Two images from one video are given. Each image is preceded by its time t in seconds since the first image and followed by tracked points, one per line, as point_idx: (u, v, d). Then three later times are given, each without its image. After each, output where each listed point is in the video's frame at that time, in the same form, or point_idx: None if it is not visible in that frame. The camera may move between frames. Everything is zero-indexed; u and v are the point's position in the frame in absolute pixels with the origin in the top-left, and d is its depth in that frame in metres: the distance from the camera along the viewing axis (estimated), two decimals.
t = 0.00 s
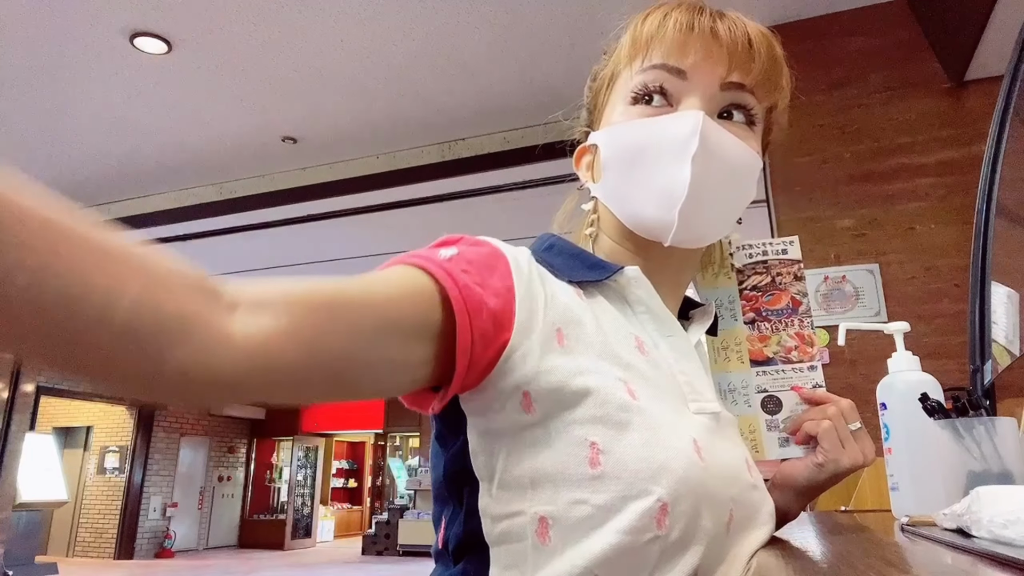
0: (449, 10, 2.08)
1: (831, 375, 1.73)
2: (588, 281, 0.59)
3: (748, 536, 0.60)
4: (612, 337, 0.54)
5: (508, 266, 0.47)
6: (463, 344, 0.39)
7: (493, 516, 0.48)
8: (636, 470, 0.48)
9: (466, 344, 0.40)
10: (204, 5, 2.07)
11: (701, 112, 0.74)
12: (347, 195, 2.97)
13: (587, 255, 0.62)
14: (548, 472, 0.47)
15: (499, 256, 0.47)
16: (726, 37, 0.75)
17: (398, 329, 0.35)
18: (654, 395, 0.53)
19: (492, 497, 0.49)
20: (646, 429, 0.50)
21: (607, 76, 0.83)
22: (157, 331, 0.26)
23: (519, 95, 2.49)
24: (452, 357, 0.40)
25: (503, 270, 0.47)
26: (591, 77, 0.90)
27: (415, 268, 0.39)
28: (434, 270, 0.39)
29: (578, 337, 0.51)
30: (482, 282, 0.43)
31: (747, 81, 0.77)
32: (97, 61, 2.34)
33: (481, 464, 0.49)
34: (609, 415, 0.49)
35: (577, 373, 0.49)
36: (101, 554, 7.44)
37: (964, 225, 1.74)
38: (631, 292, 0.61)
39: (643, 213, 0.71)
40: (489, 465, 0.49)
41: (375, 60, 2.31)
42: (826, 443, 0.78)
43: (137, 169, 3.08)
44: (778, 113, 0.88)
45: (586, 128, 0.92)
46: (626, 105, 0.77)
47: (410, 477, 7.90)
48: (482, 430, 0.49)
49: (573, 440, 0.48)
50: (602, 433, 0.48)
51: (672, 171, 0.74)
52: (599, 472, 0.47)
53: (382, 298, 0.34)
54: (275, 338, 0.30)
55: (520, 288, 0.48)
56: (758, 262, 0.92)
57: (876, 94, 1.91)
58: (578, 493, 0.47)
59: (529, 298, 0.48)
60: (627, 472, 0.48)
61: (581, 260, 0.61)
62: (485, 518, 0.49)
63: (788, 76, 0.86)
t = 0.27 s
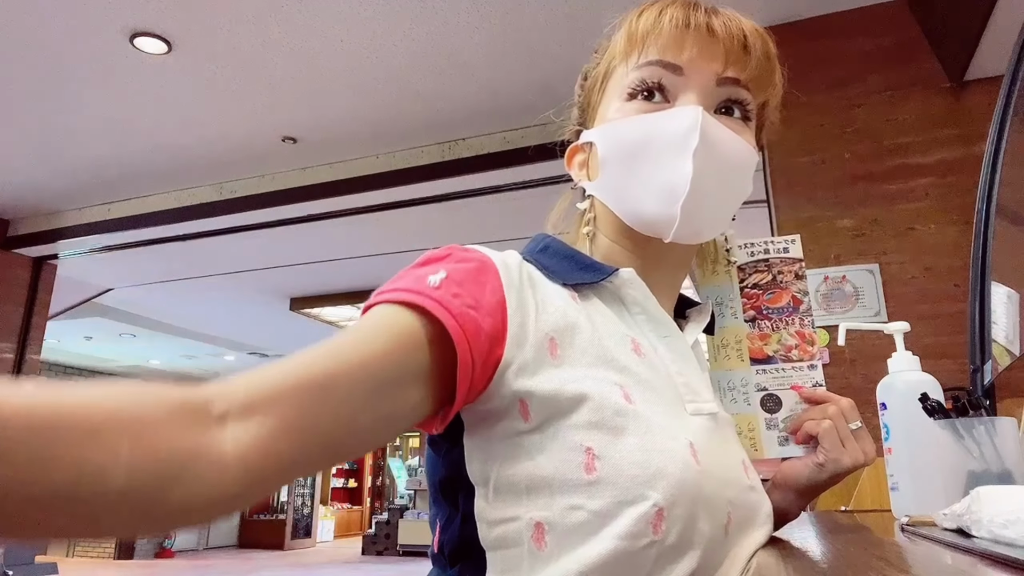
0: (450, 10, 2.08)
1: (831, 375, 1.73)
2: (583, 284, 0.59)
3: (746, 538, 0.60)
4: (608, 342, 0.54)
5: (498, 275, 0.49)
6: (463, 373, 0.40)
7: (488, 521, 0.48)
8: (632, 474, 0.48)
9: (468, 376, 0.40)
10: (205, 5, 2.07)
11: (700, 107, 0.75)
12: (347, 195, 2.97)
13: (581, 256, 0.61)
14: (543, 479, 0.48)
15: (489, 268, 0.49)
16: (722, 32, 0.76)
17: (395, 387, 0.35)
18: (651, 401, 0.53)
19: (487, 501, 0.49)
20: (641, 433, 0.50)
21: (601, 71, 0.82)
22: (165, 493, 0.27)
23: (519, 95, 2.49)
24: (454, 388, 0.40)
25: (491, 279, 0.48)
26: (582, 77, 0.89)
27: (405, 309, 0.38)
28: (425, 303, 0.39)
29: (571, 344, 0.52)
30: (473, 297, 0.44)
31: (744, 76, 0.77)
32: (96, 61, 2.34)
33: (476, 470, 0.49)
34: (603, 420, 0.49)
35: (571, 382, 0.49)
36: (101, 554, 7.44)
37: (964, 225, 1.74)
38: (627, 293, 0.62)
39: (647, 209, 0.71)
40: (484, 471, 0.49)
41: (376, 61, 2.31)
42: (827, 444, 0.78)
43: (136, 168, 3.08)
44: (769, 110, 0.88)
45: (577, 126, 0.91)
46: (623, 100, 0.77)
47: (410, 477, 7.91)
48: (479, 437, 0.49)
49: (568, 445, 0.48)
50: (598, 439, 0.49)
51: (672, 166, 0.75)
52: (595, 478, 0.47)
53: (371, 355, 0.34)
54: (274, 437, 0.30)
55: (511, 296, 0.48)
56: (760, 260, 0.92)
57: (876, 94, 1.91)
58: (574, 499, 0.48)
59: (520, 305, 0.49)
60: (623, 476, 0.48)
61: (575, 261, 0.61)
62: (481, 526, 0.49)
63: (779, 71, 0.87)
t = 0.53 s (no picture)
0: (450, 10, 2.08)
1: (831, 375, 1.73)
2: (579, 283, 0.60)
3: (746, 538, 0.60)
4: (604, 342, 0.56)
5: (491, 276, 0.51)
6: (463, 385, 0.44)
7: (487, 521, 0.50)
8: (629, 473, 0.49)
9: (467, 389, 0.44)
10: (204, 4, 2.07)
11: (691, 104, 0.75)
12: (347, 196, 2.97)
13: (578, 255, 0.62)
14: (541, 478, 0.49)
15: (484, 271, 0.51)
16: (712, 29, 0.76)
17: (393, 417, 0.39)
18: (648, 400, 0.55)
19: (487, 501, 0.51)
20: (638, 433, 0.51)
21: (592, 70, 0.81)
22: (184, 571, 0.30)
23: (519, 95, 2.49)
24: (455, 399, 0.44)
25: (486, 283, 0.50)
26: (574, 79, 0.90)
27: (407, 330, 0.42)
28: (429, 316, 0.43)
29: (567, 346, 0.53)
30: (471, 304, 0.46)
31: (734, 72, 0.77)
32: (96, 61, 2.34)
33: (475, 471, 0.51)
34: (600, 420, 0.51)
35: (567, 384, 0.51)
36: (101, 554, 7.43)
37: (964, 225, 1.74)
38: (626, 292, 0.62)
39: (642, 207, 0.71)
40: (483, 471, 0.51)
41: (376, 61, 2.31)
42: (827, 444, 0.78)
43: (136, 169, 3.07)
44: (762, 106, 0.88)
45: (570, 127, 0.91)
46: (615, 100, 0.77)
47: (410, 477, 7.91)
48: (478, 438, 0.51)
49: (566, 445, 0.50)
50: (595, 438, 0.50)
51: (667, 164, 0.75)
52: (592, 477, 0.49)
53: (366, 394, 0.38)
54: (281, 496, 0.34)
55: (504, 302, 0.50)
56: (761, 259, 0.92)
57: (876, 94, 1.91)
58: (572, 498, 0.49)
59: (514, 308, 0.51)
60: (620, 475, 0.49)
61: (571, 261, 0.62)
62: (481, 525, 0.51)
63: (770, 70, 0.87)
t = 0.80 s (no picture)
0: (450, 10, 2.08)
1: (831, 375, 1.73)
2: (575, 285, 0.61)
3: (745, 539, 0.60)
4: (599, 346, 0.56)
5: (485, 281, 0.52)
6: (455, 395, 0.44)
7: (483, 524, 0.50)
8: (624, 476, 0.50)
9: (460, 398, 0.45)
10: (204, 5, 2.07)
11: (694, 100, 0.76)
12: (347, 196, 2.97)
13: (574, 257, 0.63)
14: (536, 481, 0.49)
15: (478, 276, 0.51)
16: (710, 27, 0.77)
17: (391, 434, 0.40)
18: (643, 402, 0.55)
19: (483, 505, 0.51)
20: (633, 435, 0.52)
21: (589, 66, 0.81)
22: None
23: (519, 95, 2.49)
24: (449, 409, 0.44)
25: (479, 287, 0.50)
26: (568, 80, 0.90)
27: (399, 342, 0.43)
28: (423, 329, 0.43)
29: (562, 348, 0.54)
30: (465, 312, 0.47)
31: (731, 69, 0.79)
32: (96, 61, 2.34)
33: (471, 475, 0.51)
34: (595, 423, 0.51)
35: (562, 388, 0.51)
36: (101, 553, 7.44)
37: (964, 225, 1.74)
38: (621, 294, 0.63)
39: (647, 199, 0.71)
40: (480, 474, 0.51)
41: (376, 61, 2.31)
42: (828, 443, 0.78)
43: (136, 169, 3.07)
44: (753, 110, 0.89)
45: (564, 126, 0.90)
46: (614, 95, 0.77)
47: (410, 477, 7.91)
48: (473, 443, 0.51)
49: (561, 447, 0.50)
50: (589, 441, 0.50)
51: (676, 157, 0.76)
52: (587, 480, 0.49)
53: (364, 414, 0.39)
54: (284, 527, 0.35)
55: (497, 306, 0.51)
56: (759, 257, 0.88)
57: (877, 94, 1.91)
58: (568, 501, 0.49)
59: (507, 314, 0.52)
60: (615, 478, 0.50)
61: (568, 262, 0.63)
62: (476, 530, 0.51)
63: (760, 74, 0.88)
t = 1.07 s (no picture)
0: (450, 10, 2.08)
1: (831, 375, 1.73)
2: (554, 286, 0.63)
3: (728, 538, 0.61)
4: (575, 347, 0.59)
5: (460, 288, 0.55)
6: (434, 403, 0.49)
7: (461, 527, 0.54)
8: (596, 478, 0.52)
9: (440, 407, 0.50)
10: (203, 4, 2.07)
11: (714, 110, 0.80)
12: (347, 196, 2.97)
13: (555, 259, 0.66)
14: (511, 484, 0.52)
15: (454, 285, 0.55)
16: (715, 49, 0.83)
17: (385, 452, 0.46)
18: (620, 402, 0.57)
19: (461, 509, 0.54)
20: (604, 436, 0.54)
21: (601, 57, 0.80)
22: None
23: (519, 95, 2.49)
24: (428, 417, 0.49)
25: (454, 295, 0.54)
26: (553, 61, 0.86)
27: (383, 362, 0.48)
28: (404, 345, 0.48)
29: (537, 352, 0.57)
30: (440, 322, 0.51)
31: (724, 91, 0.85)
32: (96, 61, 2.34)
33: (450, 480, 0.55)
34: (568, 425, 0.54)
35: (536, 391, 0.54)
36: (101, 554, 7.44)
37: (964, 225, 1.75)
38: (599, 295, 0.65)
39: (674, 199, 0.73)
40: (457, 478, 0.54)
41: (376, 61, 2.31)
42: (823, 448, 0.77)
43: (136, 169, 3.08)
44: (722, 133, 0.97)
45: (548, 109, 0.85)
46: (636, 91, 0.78)
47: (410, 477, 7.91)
48: (453, 447, 0.55)
49: (534, 451, 0.53)
50: (562, 443, 0.53)
51: (706, 166, 0.77)
52: (560, 482, 0.52)
53: (355, 449, 0.44)
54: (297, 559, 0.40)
55: (473, 314, 0.55)
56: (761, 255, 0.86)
57: (876, 94, 1.91)
58: (542, 503, 0.52)
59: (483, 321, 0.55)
60: (587, 480, 0.52)
61: (548, 264, 0.66)
62: (455, 531, 0.54)
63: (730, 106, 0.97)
